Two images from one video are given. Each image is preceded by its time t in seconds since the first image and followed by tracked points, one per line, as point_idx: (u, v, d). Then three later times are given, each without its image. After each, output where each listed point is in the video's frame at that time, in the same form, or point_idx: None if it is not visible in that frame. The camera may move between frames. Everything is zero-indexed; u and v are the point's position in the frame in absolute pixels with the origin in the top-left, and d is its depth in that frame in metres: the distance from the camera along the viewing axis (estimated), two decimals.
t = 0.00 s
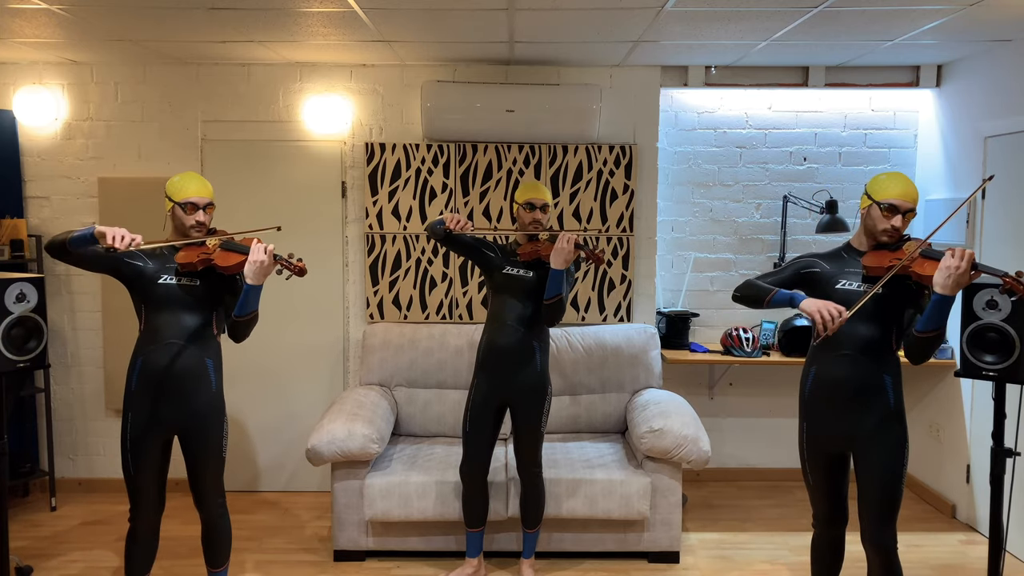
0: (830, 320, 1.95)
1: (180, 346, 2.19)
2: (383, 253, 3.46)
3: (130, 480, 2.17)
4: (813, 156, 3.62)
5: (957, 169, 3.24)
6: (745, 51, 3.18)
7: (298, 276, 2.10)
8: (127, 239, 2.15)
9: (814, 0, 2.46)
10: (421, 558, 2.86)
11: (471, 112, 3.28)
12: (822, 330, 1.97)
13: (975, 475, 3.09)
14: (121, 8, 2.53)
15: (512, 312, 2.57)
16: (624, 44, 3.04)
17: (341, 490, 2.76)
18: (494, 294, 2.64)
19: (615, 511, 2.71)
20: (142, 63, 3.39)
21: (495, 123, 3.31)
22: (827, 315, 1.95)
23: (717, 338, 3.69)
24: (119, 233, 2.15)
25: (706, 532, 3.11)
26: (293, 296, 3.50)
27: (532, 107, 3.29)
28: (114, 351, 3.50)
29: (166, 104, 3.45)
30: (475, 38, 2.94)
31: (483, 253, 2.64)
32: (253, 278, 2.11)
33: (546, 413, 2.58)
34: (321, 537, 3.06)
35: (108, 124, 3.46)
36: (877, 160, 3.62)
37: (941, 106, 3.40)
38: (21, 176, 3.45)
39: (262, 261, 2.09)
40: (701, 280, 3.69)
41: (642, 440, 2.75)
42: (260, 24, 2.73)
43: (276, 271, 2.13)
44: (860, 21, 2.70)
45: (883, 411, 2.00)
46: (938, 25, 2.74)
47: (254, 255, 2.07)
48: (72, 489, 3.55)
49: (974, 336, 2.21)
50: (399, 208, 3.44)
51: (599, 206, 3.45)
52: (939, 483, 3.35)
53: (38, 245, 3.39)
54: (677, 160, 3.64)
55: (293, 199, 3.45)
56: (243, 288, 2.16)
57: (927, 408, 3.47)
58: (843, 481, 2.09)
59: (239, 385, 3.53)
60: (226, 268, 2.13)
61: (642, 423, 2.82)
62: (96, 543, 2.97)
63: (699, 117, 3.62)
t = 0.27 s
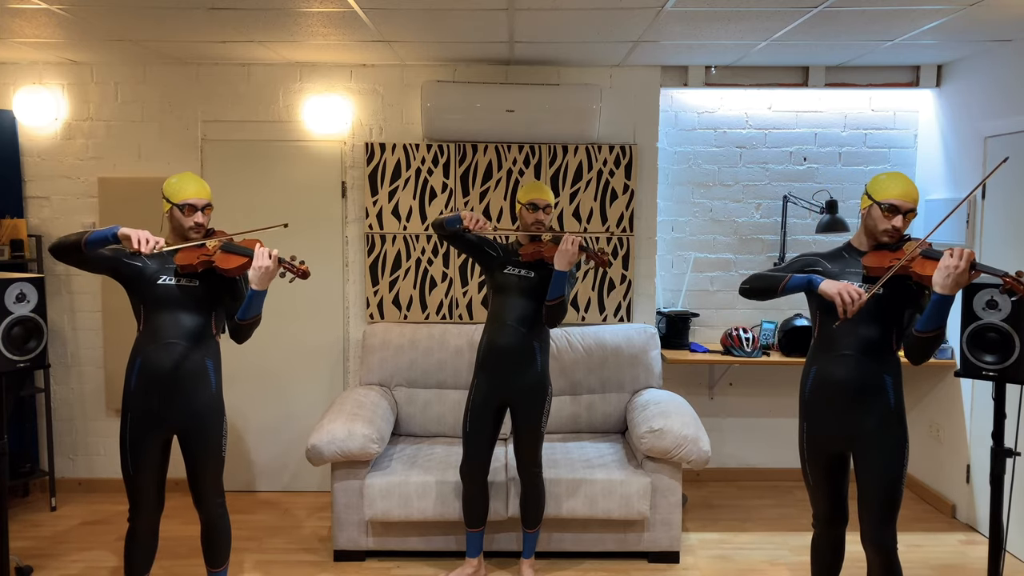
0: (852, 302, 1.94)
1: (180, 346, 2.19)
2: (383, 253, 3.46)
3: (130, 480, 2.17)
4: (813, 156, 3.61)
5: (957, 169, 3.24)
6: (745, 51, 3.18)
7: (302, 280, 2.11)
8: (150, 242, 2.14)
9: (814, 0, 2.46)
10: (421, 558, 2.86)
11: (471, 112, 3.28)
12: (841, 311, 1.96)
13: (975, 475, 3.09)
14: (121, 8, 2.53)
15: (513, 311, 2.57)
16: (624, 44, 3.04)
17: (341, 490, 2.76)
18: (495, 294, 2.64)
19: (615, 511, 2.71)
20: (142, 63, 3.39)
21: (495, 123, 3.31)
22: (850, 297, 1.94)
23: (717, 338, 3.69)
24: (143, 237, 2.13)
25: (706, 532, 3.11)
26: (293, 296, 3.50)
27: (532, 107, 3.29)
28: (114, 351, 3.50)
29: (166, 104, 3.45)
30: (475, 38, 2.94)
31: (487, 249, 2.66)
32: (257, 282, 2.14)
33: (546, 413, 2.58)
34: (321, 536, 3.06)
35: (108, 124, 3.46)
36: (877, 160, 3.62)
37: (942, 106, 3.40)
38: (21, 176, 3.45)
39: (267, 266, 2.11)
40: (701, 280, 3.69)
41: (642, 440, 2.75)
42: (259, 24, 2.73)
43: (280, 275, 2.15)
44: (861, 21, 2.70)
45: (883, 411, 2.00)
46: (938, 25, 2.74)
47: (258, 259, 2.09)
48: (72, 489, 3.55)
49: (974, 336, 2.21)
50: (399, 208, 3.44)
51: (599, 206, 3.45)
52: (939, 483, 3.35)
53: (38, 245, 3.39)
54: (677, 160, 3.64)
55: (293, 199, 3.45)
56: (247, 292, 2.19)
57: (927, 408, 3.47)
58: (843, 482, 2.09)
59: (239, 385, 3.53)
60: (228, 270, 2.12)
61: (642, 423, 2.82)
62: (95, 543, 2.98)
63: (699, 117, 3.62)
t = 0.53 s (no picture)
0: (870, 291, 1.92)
1: (179, 347, 2.19)
2: (383, 253, 3.46)
3: (129, 480, 2.17)
4: (813, 156, 3.61)
5: (957, 169, 3.23)
6: (745, 51, 3.18)
7: (302, 286, 2.11)
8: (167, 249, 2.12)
9: (814, 0, 2.46)
10: (421, 558, 2.86)
11: (471, 112, 3.28)
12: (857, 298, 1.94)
13: (975, 475, 3.09)
14: (121, 8, 2.53)
15: (514, 312, 2.56)
16: (624, 44, 3.04)
17: (340, 490, 2.77)
18: (495, 295, 2.64)
19: (614, 511, 2.71)
20: (142, 63, 3.39)
21: (495, 123, 3.31)
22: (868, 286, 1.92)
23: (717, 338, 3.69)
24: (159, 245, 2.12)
25: (706, 532, 3.11)
26: (293, 296, 3.50)
27: (532, 107, 3.29)
28: (114, 351, 3.50)
29: (166, 104, 3.45)
30: (475, 38, 2.94)
31: (489, 252, 2.61)
32: (255, 288, 2.14)
33: (546, 413, 2.58)
34: (321, 536, 3.06)
35: (108, 124, 3.46)
36: (877, 160, 3.61)
37: (942, 106, 3.40)
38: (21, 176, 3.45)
39: (265, 272, 2.10)
40: (701, 280, 3.69)
41: (642, 440, 2.75)
42: (259, 24, 2.73)
43: (279, 281, 2.16)
44: (861, 22, 2.70)
45: (883, 411, 2.00)
46: (938, 25, 2.74)
47: (256, 266, 2.09)
48: (72, 489, 3.55)
49: (974, 336, 2.21)
50: (399, 208, 3.44)
51: (598, 206, 3.45)
52: (939, 483, 3.36)
53: (38, 245, 3.39)
54: (677, 160, 3.64)
55: (293, 199, 3.45)
56: (247, 298, 2.20)
57: (927, 408, 3.47)
58: (843, 482, 2.09)
59: (239, 385, 3.53)
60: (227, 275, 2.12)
61: (642, 423, 2.82)
62: (95, 543, 2.98)
63: (699, 117, 3.62)
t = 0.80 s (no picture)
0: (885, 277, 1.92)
1: (177, 346, 2.19)
2: (383, 253, 3.46)
3: (127, 481, 2.17)
4: (813, 156, 3.61)
5: (957, 169, 3.23)
6: (745, 51, 3.18)
7: (300, 285, 2.11)
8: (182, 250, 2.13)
9: (814, 0, 2.46)
10: (421, 558, 2.86)
11: (471, 112, 3.28)
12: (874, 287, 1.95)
13: (975, 475, 3.09)
14: (121, 8, 2.53)
15: (514, 313, 2.56)
16: (624, 44, 3.04)
17: (340, 490, 2.77)
18: (496, 297, 2.64)
19: (614, 512, 2.71)
20: (142, 63, 3.39)
21: (495, 123, 3.31)
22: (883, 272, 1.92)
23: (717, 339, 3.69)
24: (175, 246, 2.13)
25: (706, 532, 3.11)
26: (293, 296, 3.50)
27: (532, 107, 3.29)
28: (114, 351, 3.50)
29: (166, 104, 3.45)
30: (475, 38, 2.94)
31: (489, 254, 2.61)
32: (253, 288, 2.14)
33: (547, 414, 2.58)
34: (321, 536, 3.06)
35: (108, 124, 3.46)
36: (877, 160, 3.62)
37: (942, 106, 3.40)
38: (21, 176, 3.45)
39: (264, 273, 2.11)
40: (701, 280, 3.69)
41: (642, 440, 2.75)
42: (260, 24, 2.73)
43: (277, 281, 2.16)
44: (861, 22, 2.70)
45: (882, 411, 2.00)
46: (938, 25, 2.74)
47: (255, 268, 2.09)
48: (72, 489, 3.54)
49: (974, 336, 2.21)
50: (399, 208, 3.44)
51: (599, 206, 3.45)
52: (939, 483, 3.36)
53: (38, 245, 3.39)
54: (677, 160, 3.64)
55: (293, 199, 3.45)
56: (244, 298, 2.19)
57: (927, 408, 3.47)
58: (842, 482, 2.09)
59: (239, 385, 3.53)
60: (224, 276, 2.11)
61: (642, 423, 2.82)
62: (95, 543, 2.98)
63: (699, 117, 3.62)
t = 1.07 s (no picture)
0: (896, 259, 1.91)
1: (172, 346, 2.19)
2: (383, 253, 3.46)
3: (126, 481, 2.17)
4: (813, 156, 3.62)
5: (957, 169, 3.23)
6: (745, 51, 3.18)
7: (293, 275, 2.10)
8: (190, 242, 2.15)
9: (814, 0, 2.46)
10: (421, 558, 2.86)
11: (471, 112, 3.28)
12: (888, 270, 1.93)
13: (975, 475, 3.09)
14: (121, 8, 2.53)
15: (514, 313, 2.57)
16: (624, 44, 3.04)
17: (340, 490, 2.77)
18: (494, 297, 2.64)
19: (615, 512, 2.71)
20: (142, 63, 3.39)
21: (495, 123, 3.31)
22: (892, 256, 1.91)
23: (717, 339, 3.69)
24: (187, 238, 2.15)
25: (706, 532, 3.11)
26: (292, 296, 3.50)
27: (532, 107, 3.29)
28: (114, 351, 3.50)
29: (166, 104, 3.45)
30: (475, 38, 2.94)
31: (487, 253, 2.63)
32: (246, 280, 2.14)
33: (548, 414, 2.58)
34: (320, 536, 3.06)
35: (108, 124, 3.46)
36: (877, 160, 3.62)
37: (942, 106, 3.40)
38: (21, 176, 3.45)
39: (255, 264, 2.11)
40: (701, 280, 3.69)
41: (642, 440, 2.75)
42: (259, 24, 2.73)
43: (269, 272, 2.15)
44: (861, 22, 2.70)
45: (882, 411, 2.00)
46: (938, 25, 2.74)
47: (247, 258, 2.10)
48: (72, 489, 3.54)
49: (974, 336, 2.21)
50: (399, 208, 3.44)
51: (598, 206, 3.45)
52: (939, 483, 3.35)
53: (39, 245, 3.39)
54: (677, 160, 3.64)
55: (292, 199, 3.45)
56: (237, 291, 2.20)
57: (927, 408, 3.48)
58: (842, 482, 2.09)
59: (239, 385, 3.53)
60: (217, 270, 2.13)
61: (642, 423, 2.82)
62: (94, 543, 2.98)
63: (699, 117, 3.62)
